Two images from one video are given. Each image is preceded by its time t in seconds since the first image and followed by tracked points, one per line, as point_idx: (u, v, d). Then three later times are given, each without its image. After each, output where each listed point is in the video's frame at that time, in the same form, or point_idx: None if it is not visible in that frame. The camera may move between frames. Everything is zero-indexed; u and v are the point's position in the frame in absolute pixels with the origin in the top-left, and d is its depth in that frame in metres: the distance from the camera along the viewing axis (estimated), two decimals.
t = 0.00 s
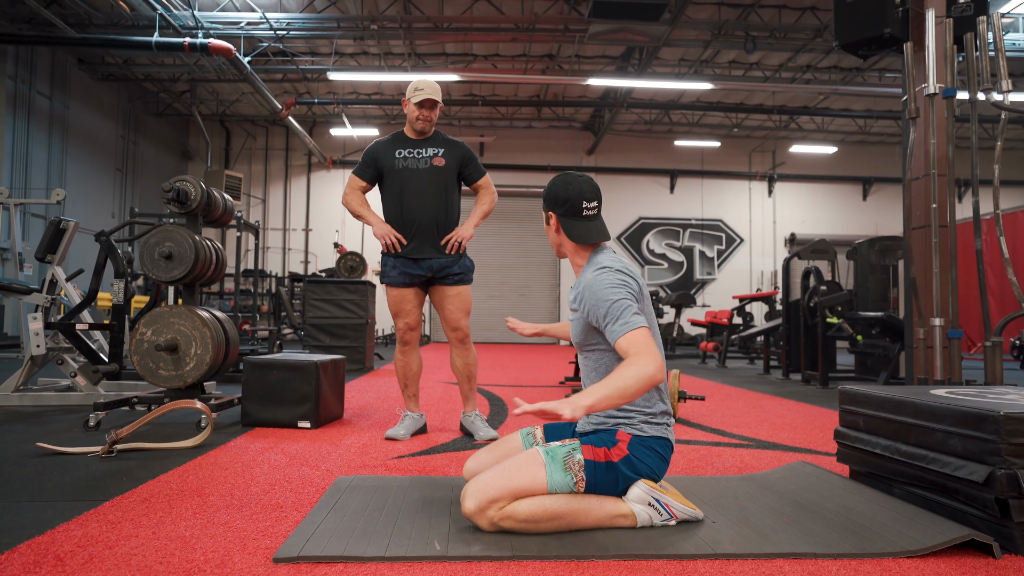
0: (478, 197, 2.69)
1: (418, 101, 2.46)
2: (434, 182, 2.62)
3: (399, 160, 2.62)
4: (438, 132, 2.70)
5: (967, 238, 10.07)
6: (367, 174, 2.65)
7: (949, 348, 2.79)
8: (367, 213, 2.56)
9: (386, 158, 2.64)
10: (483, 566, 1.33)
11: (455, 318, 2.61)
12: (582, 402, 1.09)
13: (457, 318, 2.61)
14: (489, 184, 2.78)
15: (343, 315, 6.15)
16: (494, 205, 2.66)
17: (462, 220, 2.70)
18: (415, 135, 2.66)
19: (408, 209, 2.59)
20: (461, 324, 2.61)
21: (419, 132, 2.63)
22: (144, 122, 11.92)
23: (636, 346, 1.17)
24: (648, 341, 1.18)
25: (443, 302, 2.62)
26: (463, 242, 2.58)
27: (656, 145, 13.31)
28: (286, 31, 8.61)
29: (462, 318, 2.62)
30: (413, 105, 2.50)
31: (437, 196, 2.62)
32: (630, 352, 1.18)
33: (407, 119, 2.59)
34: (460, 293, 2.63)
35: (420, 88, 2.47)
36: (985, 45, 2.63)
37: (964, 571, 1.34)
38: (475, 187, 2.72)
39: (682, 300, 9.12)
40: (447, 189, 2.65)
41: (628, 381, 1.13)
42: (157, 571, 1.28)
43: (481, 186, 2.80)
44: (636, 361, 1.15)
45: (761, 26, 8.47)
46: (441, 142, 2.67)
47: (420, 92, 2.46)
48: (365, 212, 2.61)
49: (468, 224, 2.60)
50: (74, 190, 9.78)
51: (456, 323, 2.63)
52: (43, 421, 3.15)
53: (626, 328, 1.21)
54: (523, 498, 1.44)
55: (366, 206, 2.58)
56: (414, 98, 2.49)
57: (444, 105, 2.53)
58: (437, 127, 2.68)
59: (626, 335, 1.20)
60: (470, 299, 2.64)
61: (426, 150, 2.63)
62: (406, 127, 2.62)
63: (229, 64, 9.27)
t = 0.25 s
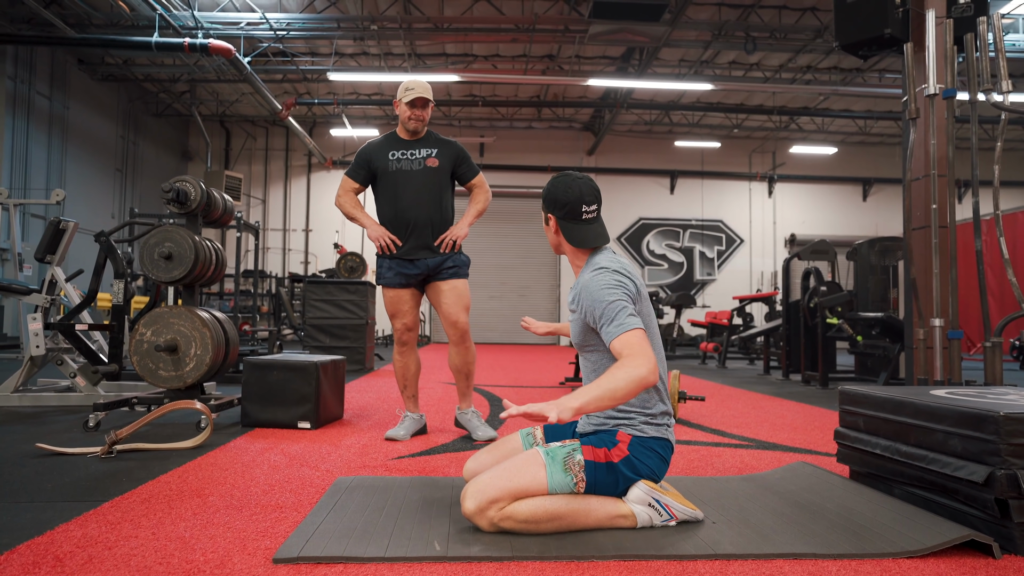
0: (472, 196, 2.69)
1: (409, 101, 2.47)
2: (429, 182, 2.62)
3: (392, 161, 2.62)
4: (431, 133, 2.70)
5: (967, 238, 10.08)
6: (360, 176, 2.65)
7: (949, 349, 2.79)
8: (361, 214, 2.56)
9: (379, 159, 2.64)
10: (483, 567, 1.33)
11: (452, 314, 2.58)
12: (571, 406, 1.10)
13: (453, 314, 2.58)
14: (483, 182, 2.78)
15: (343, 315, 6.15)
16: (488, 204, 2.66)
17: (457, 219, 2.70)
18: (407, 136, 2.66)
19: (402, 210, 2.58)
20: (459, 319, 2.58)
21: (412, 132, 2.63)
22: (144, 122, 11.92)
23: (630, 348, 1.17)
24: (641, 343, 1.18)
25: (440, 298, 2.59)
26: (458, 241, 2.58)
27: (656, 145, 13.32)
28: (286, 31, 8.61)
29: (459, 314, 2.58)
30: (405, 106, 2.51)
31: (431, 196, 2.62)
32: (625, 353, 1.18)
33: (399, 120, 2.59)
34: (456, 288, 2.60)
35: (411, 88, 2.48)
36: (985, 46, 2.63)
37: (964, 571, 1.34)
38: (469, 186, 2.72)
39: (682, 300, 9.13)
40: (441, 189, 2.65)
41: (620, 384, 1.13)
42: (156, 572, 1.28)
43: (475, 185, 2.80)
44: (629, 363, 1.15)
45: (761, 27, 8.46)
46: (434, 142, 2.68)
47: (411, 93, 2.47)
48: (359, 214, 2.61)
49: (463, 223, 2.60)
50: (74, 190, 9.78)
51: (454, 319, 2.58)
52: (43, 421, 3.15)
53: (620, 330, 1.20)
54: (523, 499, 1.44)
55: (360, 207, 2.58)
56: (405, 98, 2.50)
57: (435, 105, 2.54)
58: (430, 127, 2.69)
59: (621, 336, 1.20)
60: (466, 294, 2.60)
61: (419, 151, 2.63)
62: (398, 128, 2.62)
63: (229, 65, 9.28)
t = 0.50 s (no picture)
0: (472, 195, 2.69)
1: (405, 99, 2.47)
2: (429, 182, 2.62)
3: (392, 162, 2.62)
4: (429, 132, 2.70)
5: (967, 238, 10.08)
6: (359, 177, 2.65)
7: (949, 349, 2.79)
8: (360, 215, 2.56)
9: (378, 160, 2.64)
10: (483, 567, 1.33)
11: (441, 312, 2.56)
12: (590, 410, 1.07)
13: (442, 312, 2.56)
14: (483, 180, 2.77)
15: (344, 316, 6.15)
16: (488, 202, 2.66)
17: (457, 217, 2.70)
18: (405, 136, 2.66)
19: (403, 210, 2.58)
20: (447, 318, 2.56)
21: (410, 132, 2.63)
22: (144, 122, 11.93)
23: (639, 349, 1.17)
24: (651, 344, 1.17)
25: (432, 296, 2.58)
26: (459, 240, 2.58)
27: (656, 146, 13.33)
28: (286, 31, 8.61)
29: (448, 313, 2.56)
30: (402, 105, 2.51)
31: (431, 196, 2.61)
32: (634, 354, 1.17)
33: (397, 119, 2.59)
34: (448, 285, 2.58)
35: (406, 86, 2.47)
36: (985, 47, 2.63)
37: (964, 571, 1.34)
38: (469, 185, 2.72)
39: (682, 301, 9.12)
40: (442, 188, 2.65)
41: (632, 387, 1.12)
42: (156, 572, 1.28)
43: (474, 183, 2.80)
44: (638, 363, 1.14)
45: (761, 27, 8.45)
46: (433, 142, 2.67)
47: (407, 90, 2.46)
48: (359, 215, 2.61)
49: (464, 222, 2.60)
50: (74, 191, 9.77)
51: (442, 317, 2.56)
52: (43, 422, 3.15)
53: (628, 331, 1.20)
54: (524, 499, 1.44)
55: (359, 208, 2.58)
56: (401, 97, 2.49)
57: (431, 102, 2.54)
58: (428, 127, 2.69)
59: (629, 338, 1.19)
60: (458, 292, 2.58)
61: (419, 151, 2.63)
62: (396, 128, 2.62)
63: (229, 66, 9.30)
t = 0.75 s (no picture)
0: (477, 196, 2.67)
1: (409, 98, 2.48)
2: (431, 182, 2.61)
3: (394, 161, 2.63)
4: (435, 132, 2.69)
5: (967, 239, 10.08)
6: (364, 176, 2.66)
7: (949, 350, 2.78)
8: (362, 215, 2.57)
9: (382, 160, 2.65)
10: (484, 568, 1.33)
11: (434, 314, 2.54)
12: (564, 415, 1.14)
13: (435, 315, 2.54)
14: (489, 182, 2.74)
15: (344, 317, 6.15)
16: (493, 204, 2.64)
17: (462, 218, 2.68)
18: (410, 135, 2.67)
19: (403, 210, 2.58)
20: (440, 321, 2.53)
21: (415, 132, 2.63)
22: (145, 123, 11.93)
23: (640, 342, 1.18)
24: (654, 336, 1.18)
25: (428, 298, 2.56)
26: (460, 240, 2.56)
27: (656, 146, 13.33)
28: (287, 32, 8.61)
29: (442, 315, 2.53)
30: (407, 105, 2.51)
31: (432, 196, 2.60)
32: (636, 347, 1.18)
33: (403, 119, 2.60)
34: (444, 288, 2.55)
35: (412, 86, 2.48)
36: (985, 47, 2.62)
37: (965, 571, 1.34)
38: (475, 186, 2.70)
39: (683, 301, 9.12)
40: (444, 188, 2.63)
41: (628, 379, 1.13)
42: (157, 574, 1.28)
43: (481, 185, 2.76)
44: (640, 355, 1.15)
45: (761, 27, 8.45)
46: (438, 142, 2.66)
47: (412, 90, 2.47)
48: (361, 215, 2.62)
49: (466, 223, 2.58)
50: (75, 192, 9.77)
51: (436, 320, 2.54)
52: (42, 423, 3.15)
53: (632, 326, 1.21)
54: (524, 500, 1.44)
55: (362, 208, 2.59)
56: (407, 96, 2.50)
57: (437, 103, 2.55)
58: (434, 127, 2.68)
59: (632, 332, 1.20)
60: (454, 295, 2.54)
61: (422, 151, 2.63)
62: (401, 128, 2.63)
63: (229, 66, 9.31)
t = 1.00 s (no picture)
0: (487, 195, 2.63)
1: (421, 93, 2.47)
2: (438, 178, 2.60)
3: (402, 157, 2.63)
4: (447, 129, 2.67)
5: (967, 239, 10.08)
6: (374, 173, 2.69)
7: (949, 351, 2.78)
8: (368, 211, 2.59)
9: (390, 156, 2.66)
10: (484, 569, 1.33)
11: (434, 316, 2.55)
12: (586, 345, 1.24)
13: (435, 317, 2.55)
14: (500, 180, 2.68)
15: (344, 317, 6.15)
16: (503, 203, 2.58)
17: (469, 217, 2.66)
18: (421, 132, 2.67)
19: (407, 207, 2.59)
20: (440, 324, 2.54)
21: (426, 128, 2.62)
22: (145, 124, 11.93)
23: (670, 319, 1.27)
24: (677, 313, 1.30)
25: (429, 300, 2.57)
26: (464, 239, 2.54)
27: (657, 147, 13.34)
28: (287, 33, 8.61)
29: (442, 319, 2.54)
30: (420, 100, 2.51)
31: (438, 193, 2.59)
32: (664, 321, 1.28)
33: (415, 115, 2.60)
34: (445, 291, 2.55)
35: (425, 80, 2.49)
36: (985, 48, 2.62)
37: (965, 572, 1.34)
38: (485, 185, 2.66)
39: (683, 302, 9.11)
40: (452, 186, 2.61)
41: (659, 348, 1.22)
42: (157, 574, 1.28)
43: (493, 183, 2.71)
44: (672, 327, 1.25)
45: (761, 28, 8.45)
46: (448, 139, 2.64)
47: (424, 84, 2.47)
48: (368, 210, 2.64)
49: (471, 221, 2.55)
50: (75, 192, 9.77)
51: (437, 322, 2.55)
52: (42, 423, 3.15)
53: (660, 307, 1.30)
54: (525, 501, 1.44)
55: (369, 204, 2.61)
56: (420, 91, 2.50)
57: (451, 98, 2.53)
58: (446, 123, 2.66)
59: (661, 311, 1.29)
60: (457, 299, 2.55)
61: (431, 147, 2.62)
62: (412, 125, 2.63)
63: (229, 67, 9.32)
